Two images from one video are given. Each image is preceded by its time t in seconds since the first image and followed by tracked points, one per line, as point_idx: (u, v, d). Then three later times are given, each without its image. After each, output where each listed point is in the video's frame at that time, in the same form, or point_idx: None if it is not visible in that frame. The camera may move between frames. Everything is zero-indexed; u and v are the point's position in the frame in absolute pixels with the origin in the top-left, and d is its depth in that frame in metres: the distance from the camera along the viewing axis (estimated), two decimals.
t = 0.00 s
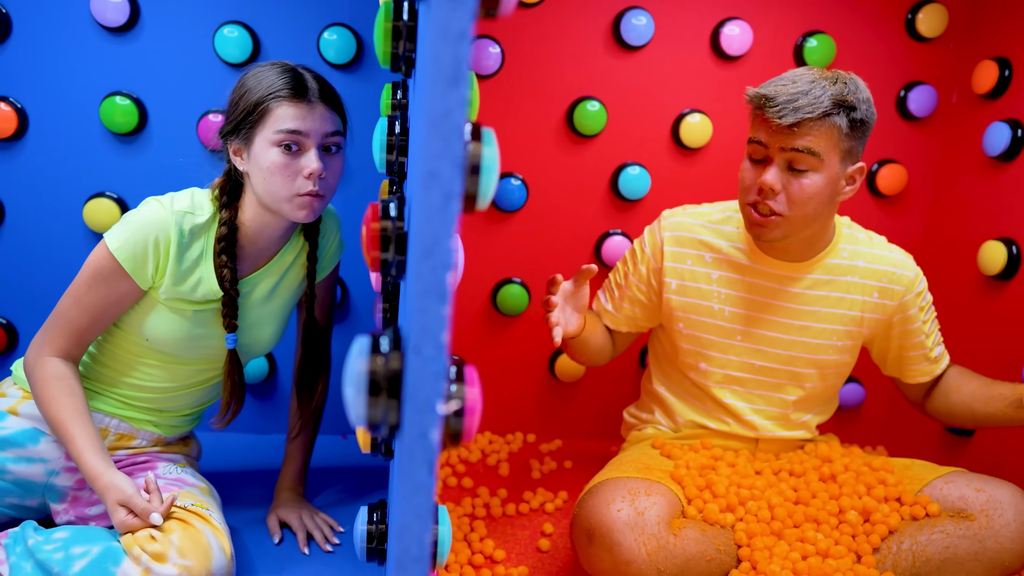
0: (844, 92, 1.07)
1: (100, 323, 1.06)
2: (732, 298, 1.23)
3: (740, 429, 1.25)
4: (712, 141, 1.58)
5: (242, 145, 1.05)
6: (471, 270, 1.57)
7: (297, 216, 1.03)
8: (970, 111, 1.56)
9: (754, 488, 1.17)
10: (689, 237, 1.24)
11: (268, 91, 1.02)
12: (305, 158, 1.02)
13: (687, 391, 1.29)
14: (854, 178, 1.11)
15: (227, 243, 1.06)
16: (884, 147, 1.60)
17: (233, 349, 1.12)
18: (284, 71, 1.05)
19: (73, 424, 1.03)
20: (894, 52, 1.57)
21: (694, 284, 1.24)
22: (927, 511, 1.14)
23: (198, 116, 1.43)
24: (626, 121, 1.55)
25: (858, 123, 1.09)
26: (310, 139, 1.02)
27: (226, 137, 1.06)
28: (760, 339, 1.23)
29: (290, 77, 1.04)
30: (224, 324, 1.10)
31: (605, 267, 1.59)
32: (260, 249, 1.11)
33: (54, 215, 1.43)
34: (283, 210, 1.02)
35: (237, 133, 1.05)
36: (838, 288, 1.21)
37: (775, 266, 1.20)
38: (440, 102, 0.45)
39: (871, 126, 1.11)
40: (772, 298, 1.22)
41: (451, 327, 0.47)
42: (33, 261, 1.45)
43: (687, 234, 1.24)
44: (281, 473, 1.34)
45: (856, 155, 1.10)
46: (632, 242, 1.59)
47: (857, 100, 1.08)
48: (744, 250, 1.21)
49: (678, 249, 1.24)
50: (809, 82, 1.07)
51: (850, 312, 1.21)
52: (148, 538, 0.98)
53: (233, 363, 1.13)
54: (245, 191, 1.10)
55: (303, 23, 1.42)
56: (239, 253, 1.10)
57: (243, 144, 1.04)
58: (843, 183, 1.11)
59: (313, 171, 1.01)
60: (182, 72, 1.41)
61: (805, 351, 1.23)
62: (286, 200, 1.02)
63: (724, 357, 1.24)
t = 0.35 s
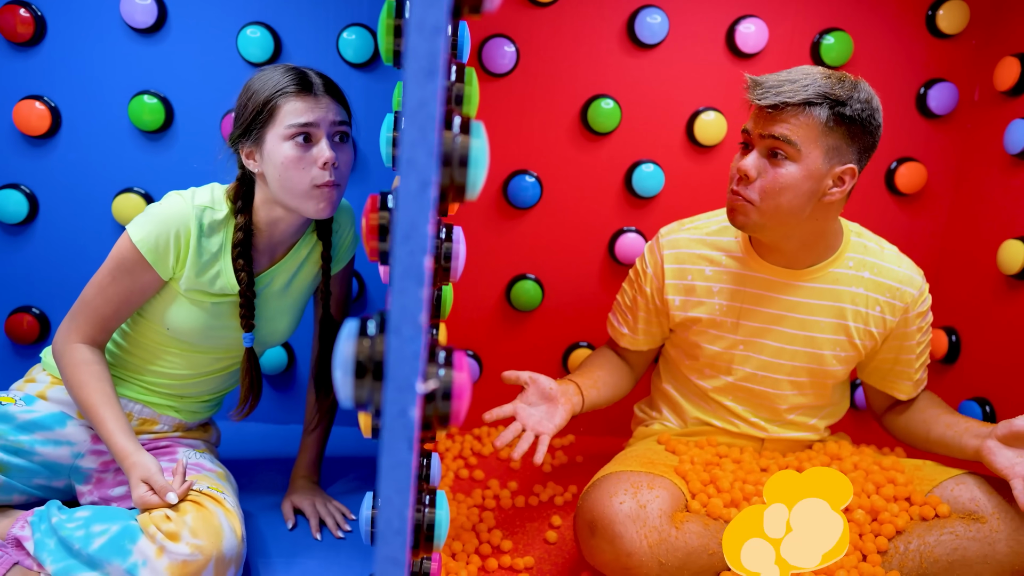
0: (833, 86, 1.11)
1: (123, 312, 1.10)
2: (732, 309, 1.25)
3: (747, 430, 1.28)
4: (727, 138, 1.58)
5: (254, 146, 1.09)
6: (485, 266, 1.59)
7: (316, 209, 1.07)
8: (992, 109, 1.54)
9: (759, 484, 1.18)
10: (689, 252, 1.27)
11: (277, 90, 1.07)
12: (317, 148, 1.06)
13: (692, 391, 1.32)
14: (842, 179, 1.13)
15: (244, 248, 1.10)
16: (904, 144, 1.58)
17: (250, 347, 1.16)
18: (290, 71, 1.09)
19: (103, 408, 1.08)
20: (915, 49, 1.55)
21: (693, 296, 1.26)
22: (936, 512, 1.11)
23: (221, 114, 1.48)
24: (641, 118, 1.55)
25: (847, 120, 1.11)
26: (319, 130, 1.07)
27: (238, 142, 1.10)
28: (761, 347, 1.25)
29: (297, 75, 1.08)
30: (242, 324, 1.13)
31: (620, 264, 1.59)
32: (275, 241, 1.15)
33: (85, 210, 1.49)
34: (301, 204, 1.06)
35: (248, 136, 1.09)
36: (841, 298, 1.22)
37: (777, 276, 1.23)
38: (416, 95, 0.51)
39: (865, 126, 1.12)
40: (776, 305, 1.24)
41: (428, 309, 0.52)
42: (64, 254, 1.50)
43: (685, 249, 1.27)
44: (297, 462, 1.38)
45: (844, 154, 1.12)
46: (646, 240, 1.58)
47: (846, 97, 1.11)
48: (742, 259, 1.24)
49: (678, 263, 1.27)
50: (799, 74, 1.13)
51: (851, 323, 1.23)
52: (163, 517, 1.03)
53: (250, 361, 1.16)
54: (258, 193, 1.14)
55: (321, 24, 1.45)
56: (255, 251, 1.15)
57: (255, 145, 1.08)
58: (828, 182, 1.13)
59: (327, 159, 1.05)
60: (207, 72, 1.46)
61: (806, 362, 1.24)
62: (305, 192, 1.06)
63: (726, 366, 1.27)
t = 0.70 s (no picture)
0: (821, 87, 1.12)
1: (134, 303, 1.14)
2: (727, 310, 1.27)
3: (748, 427, 1.31)
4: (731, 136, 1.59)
5: (258, 142, 1.11)
6: (490, 262, 1.61)
7: (317, 206, 1.10)
8: (997, 107, 1.54)
9: (756, 476, 1.21)
10: (684, 254, 1.29)
11: (280, 87, 1.09)
12: (318, 145, 1.08)
13: (690, 390, 1.34)
14: (833, 178, 1.15)
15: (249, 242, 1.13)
16: (908, 142, 1.59)
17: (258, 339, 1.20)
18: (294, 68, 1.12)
19: (108, 402, 1.11)
20: (919, 48, 1.56)
21: (688, 298, 1.29)
22: (932, 505, 1.13)
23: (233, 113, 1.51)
24: (645, 116, 1.56)
25: (836, 121, 1.13)
26: (322, 126, 1.08)
27: (241, 137, 1.13)
28: (756, 345, 1.27)
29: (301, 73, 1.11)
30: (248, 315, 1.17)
31: (624, 261, 1.61)
32: (277, 234, 1.17)
33: (99, 207, 1.53)
34: (304, 199, 1.09)
35: (252, 131, 1.11)
36: (835, 296, 1.25)
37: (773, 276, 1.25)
38: (393, 92, 0.54)
39: (854, 125, 1.14)
40: (770, 303, 1.26)
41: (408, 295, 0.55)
42: (79, 249, 1.54)
43: (680, 252, 1.29)
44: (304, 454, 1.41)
45: (835, 153, 1.14)
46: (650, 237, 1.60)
47: (834, 98, 1.12)
48: (734, 259, 1.26)
49: (673, 266, 1.29)
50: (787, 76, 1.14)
51: (844, 320, 1.25)
52: (170, 505, 1.06)
53: (258, 352, 1.21)
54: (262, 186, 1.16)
55: (330, 23, 1.48)
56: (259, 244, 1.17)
57: (259, 141, 1.11)
58: (820, 181, 1.15)
59: (327, 156, 1.07)
60: (218, 72, 1.49)
61: (801, 360, 1.27)
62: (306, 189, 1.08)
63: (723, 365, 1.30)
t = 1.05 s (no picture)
0: (844, 80, 1.13)
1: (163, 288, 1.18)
2: (748, 306, 1.28)
3: (771, 421, 1.32)
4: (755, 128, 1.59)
5: (271, 120, 1.18)
6: (514, 256, 1.63)
7: (322, 180, 1.15)
8: None
9: (779, 466, 1.22)
10: (705, 251, 1.29)
11: (291, 67, 1.16)
12: (326, 123, 1.14)
13: (711, 386, 1.35)
14: (857, 171, 1.15)
15: (270, 217, 1.18)
16: (934, 133, 1.58)
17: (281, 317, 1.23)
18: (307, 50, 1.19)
19: (143, 389, 1.15)
20: (945, 37, 1.54)
21: (710, 296, 1.29)
22: (959, 496, 1.12)
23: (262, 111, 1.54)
24: (668, 110, 1.57)
25: (860, 113, 1.13)
26: (330, 104, 1.14)
27: (257, 116, 1.20)
28: (778, 339, 1.28)
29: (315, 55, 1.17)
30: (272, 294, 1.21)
31: (648, 254, 1.62)
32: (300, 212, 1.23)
33: (135, 204, 1.57)
34: (309, 173, 1.14)
35: (266, 110, 1.18)
36: (857, 288, 1.25)
37: (794, 271, 1.25)
38: (420, 84, 0.56)
39: (878, 119, 1.15)
40: (791, 297, 1.26)
41: (434, 280, 0.58)
42: (116, 246, 1.59)
43: (701, 250, 1.29)
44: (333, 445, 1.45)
45: (858, 147, 1.15)
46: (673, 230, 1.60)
47: (858, 91, 1.13)
48: (756, 257, 1.27)
49: (696, 263, 1.29)
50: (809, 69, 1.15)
51: (866, 312, 1.25)
52: (204, 490, 1.11)
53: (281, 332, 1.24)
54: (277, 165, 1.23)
55: (355, 22, 1.50)
56: (280, 224, 1.23)
57: (271, 119, 1.18)
58: (844, 175, 1.15)
59: (334, 133, 1.12)
60: (248, 71, 1.52)
61: (823, 353, 1.27)
62: (311, 164, 1.14)
63: (745, 360, 1.30)
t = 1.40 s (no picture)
0: (869, 76, 1.12)
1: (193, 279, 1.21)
2: (769, 296, 1.28)
3: (792, 411, 1.33)
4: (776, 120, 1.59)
5: (289, 100, 1.22)
6: (536, 248, 1.64)
7: (339, 159, 1.19)
8: None
9: (801, 455, 1.23)
10: (725, 243, 1.30)
11: (309, 50, 1.20)
12: (343, 104, 1.18)
13: (732, 375, 1.37)
14: (881, 162, 1.16)
15: (289, 196, 1.22)
16: (957, 123, 1.57)
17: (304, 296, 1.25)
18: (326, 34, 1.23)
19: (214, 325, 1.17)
20: (970, 27, 1.53)
21: (730, 287, 1.30)
22: (983, 485, 1.13)
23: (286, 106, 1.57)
24: (689, 103, 1.58)
25: (885, 106, 1.13)
26: (348, 86, 1.19)
27: (275, 97, 1.24)
28: (799, 329, 1.28)
29: (334, 37, 1.21)
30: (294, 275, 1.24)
31: (668, 246, 1.63)
32: (320, 195, 1.27)
33: (163, 199, 1.60)
34: (325, 152, 1.19)
35: (284, 91, 1.22)
36: (878, 278, 1.25)
37: (814, 261, 1.25)
38: (450, 72, 0.58)
39: (901, 110, 1.15)
40: (813, 288, 1.27)
41: (464, 262, 0.59)
42: (145, 240, 1.62)
43: (720, 242, 1.30)
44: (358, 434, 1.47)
45: (882, 140, 1.15)
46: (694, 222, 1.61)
47: (881, 87, 1.13)
48: (776, 248, 1.27)
49: (716, 255, 1.30)
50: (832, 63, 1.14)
51: (887, 301, 1.25)
52: (235, 475, 1.14)
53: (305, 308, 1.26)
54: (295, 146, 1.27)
55: (379, 18, 1.52)
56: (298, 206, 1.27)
57: (289, 100, 1.22)
58: (869, 168, 1.15)
59: (350, 115, 1.17)
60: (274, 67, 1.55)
61: (844, 343, 1.28)
62: (327, 143, 1.18)
63: (766, 351, 1.31)
